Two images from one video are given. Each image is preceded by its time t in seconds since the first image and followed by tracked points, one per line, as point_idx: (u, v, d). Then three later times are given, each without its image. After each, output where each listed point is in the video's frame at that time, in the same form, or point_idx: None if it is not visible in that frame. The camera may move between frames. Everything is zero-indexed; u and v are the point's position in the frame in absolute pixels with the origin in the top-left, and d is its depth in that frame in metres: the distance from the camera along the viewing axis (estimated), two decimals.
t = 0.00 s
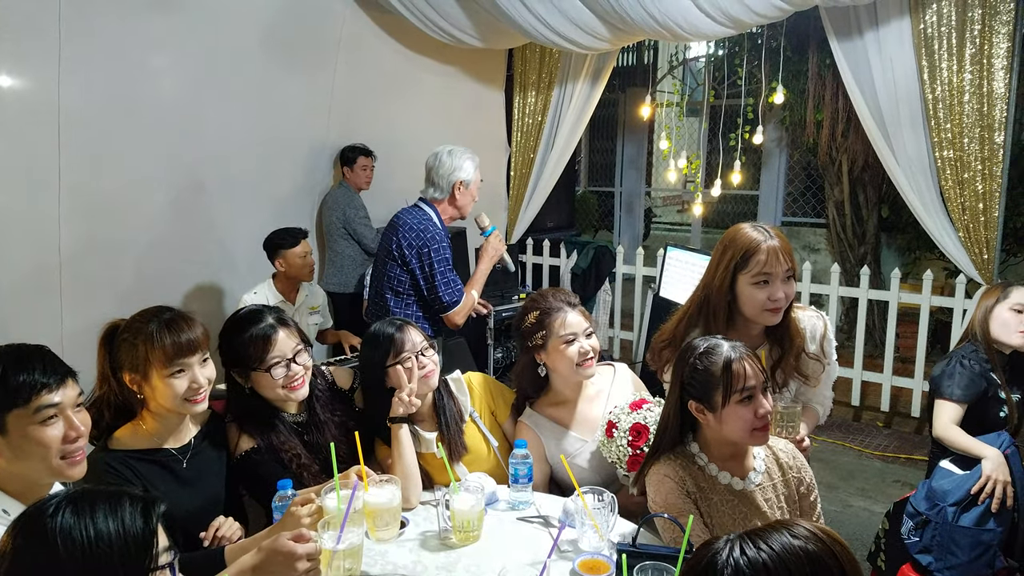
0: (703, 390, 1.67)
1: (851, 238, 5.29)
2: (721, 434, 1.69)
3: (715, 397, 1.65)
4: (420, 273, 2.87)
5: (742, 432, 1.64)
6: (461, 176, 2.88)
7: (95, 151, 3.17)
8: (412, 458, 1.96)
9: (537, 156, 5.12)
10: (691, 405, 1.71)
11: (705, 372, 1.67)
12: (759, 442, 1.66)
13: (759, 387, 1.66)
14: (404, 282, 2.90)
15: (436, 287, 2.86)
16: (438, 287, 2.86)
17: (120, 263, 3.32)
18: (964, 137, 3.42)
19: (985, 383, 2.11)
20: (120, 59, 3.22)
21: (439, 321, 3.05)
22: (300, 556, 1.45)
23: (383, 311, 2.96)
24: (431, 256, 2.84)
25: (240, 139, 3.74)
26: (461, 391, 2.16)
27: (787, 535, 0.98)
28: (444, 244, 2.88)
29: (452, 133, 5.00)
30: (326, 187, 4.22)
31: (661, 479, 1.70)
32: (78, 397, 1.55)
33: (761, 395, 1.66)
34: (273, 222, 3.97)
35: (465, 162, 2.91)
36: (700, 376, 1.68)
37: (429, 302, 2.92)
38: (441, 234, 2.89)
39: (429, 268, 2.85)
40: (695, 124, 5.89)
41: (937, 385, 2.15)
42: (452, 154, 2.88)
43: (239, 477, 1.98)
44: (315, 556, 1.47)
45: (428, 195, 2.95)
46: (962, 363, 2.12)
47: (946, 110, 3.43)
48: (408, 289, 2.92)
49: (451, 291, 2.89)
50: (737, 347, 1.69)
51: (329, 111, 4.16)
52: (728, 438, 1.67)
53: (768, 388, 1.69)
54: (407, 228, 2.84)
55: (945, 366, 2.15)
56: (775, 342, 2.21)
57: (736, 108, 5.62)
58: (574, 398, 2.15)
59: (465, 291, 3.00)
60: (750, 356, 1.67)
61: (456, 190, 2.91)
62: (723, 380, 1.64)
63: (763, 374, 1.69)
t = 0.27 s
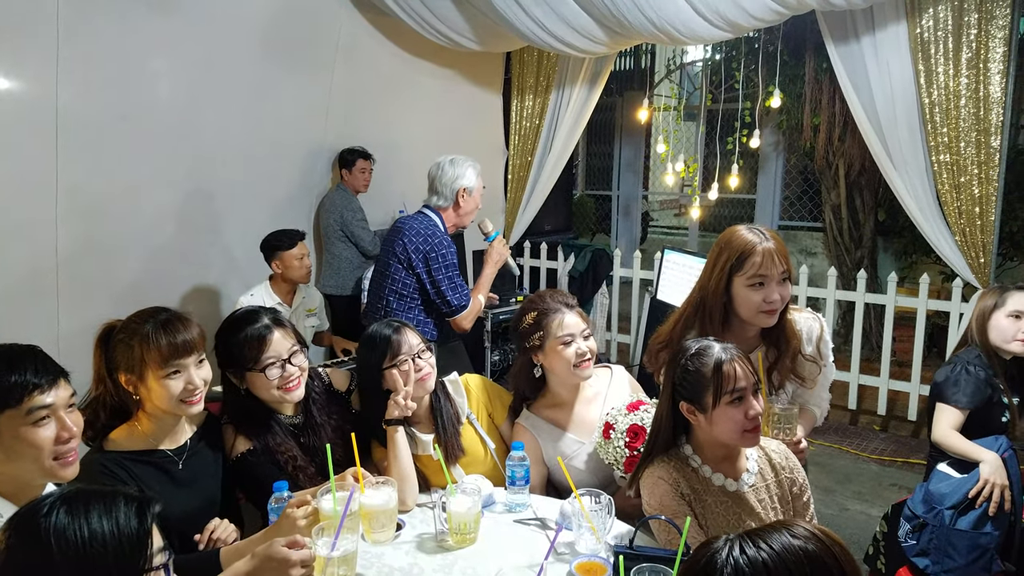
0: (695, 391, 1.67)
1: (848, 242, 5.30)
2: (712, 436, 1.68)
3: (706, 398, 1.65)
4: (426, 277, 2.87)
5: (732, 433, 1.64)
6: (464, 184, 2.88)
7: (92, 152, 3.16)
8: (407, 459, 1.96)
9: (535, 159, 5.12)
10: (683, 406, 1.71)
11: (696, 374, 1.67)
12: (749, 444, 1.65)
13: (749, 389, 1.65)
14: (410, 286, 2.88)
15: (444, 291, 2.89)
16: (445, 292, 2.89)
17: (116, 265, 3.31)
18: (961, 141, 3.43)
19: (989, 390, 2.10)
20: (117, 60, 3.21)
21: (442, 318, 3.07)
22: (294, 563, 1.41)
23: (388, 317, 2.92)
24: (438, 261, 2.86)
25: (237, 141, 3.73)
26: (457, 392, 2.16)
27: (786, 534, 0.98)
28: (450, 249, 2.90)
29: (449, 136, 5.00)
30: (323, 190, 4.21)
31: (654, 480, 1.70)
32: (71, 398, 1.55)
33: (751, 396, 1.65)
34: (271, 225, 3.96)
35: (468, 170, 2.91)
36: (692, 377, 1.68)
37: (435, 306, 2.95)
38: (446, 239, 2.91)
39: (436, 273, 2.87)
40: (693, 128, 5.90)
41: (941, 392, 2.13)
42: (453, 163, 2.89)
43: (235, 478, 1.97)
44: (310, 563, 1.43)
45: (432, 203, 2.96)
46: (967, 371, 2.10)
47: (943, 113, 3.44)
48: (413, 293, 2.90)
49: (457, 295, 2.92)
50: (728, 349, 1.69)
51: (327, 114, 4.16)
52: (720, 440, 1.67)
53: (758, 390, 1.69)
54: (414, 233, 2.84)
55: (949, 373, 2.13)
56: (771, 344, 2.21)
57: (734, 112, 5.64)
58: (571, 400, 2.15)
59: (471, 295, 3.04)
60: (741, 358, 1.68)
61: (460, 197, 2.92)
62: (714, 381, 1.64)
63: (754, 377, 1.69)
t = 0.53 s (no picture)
0: (689, 392, 1.67)
1: (844, 244, 5.31)
2: (707, 436, 1.68)
3: (701, 399, 1.65)
4: (427, 277, 2.87)
5: (727, 434, 1.64)
6: (457, 181, 2.88)
7: (88, 156, 3.16)
8: (404, 461, 1.95)
9: (531, 163, 5.12)
10: (678, 407, 1.71)
11: (691, 375, 1.67)
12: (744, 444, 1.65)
13: (744, 389, 1.65)
14: (412, 286, 2.88)
15: (446, 289, 2.89)
16: (448, 289, 2.89)
17: (112, 268, 3.30)
18: (956, 143, 3.44)
19: (985, 391, 2.11)
20: (113, 64, 3.21)
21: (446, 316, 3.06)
22: (290, 566, 1.42)
23: (393, 319, 2.91)
24: (439, 259, 2.86)
25: (233, 145, 3.73)
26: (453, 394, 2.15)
27: (783, 534, 0.98)
28: (450, 247, 2.90)
29: (446, 140, 5.01)
30: (320, 193, 4.21)
31: (649, 481, 1.70)
32: (66, 401, 1.54)
33: (746, 396, 1.65)
34: (267, 228, 3.95)
35: (459, 167, 2.91)
36: (686, 378, 1.68)
37: (438, 304, 2.94)
38: (445, 237, 2.91)
39: (438, 271, 2.87)
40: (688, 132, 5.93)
41: (937, 392, 2.14)
42: (444, 161, 2.89)
43: (231, 482, 1.96)
44: (305, 567, 1.45)
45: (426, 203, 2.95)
46: (963, 371, 2.11)
47: (938, 116, 3.45)
48: (415, 293, 2.89)
49: (460, 292, 2.92)
50: (722, 349, 1.69)
51: (323, 117, 4.16)
52: (714, 441, 1.67)
53: (752, 390, 1.69)
54: (412, 233, 2.83)
55: (946, 372, 2.14)
56: (768, 345, 2.21)
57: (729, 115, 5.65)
58: (568, 402, 2.15)
59: (473, 292, 3.03)
60: (735, 359, 1.68)
61: (454, 194, 2.91)
62: (708, 381, 1.64)
63: (749, 377, 1.69)
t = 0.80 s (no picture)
0: (683, 392, 1.67)
1: (842, 244, 5.31)
2: (702, 435, 1.68)
3: (695, 399, 1.64)
4: (428, 275, 2.86)
5: (722, 432, 1.63)
6: (450, 175, 2.86)
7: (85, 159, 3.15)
8: (402, 461, 1.95)
9: (528, 164, 5.12)
10: (672, 407, 1.70)
11: (684, 375, 1.66)
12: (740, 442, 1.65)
13: (738, 387, 1.64)
14: (413, 285, 2.87)
15: (447, 286, 2.88)
16: (449, 286, 2.88)
17: (109, 272, 3.29)
18: (954, 142, 3.45)
19: (987, 391, 2.11)
20: (110, 67, 3.20)
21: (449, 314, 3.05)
22: (289, 567, 1.42)
23: (397, 320, 2.90)
24: (438, 256, 2.85)
25: (231, 148, 3.72)
26: (452, 396, 2.15)
27: (779, 532, 0.97)
28: (448, 243, 2.89)
29: (444, 142, 5.01)
30: (317, 196, 4.20)
31: (643, 474, 1.70)
32: (63, 404, 1.53)
33: (740, 395, 1.64)
34: (265, 231, 3.95)
35: (452, 162, 2.90)
36: (679, 378, 1.67)
37: (440, 302, 2.93)
38: (443, 234, 2.89)
39: (438, 268, 2.86)
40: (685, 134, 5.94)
41: (938, 391, 2.14)
42: (436, 157, 2.87)
43: (229, 484, 1.95)
44: (304, 567, 1.44)
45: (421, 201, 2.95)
46: (965, 369, 2.11)
47: (935, 114, 3.46)
48: (417, 293, 2.89)
49: (461, 288, 2.91)
50: (715, 348, 1.68)
51: (320, 120, 4.16)
52: (710, 440, 1.66)
53: (746, 388, 1.68)
54: (410, 233, 2.82)
55: (947, 370, 2.14)
56: (768, 344, 2.20)
57: (726, 116, 5.66)
58: (568, 403, 2.14)
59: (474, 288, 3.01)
60: (728, 357, 1.67)
61: (448, 189, 2.90)
62: (701, 381, 1.63)
63: (742, 375, 1.69)
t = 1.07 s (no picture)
0: (675, 399, 1.66)
1: (843, 244, 5.30)
2: (697, 439, 1.67)
3: (687, 405, 1.64)
4: (430, 276, 2.86)
5: (716, 436, 1.63)
6: (450, 175, 2.86)
7: (87, 161, 3.15)
8: (402, 462, 1.94)
9: (529, 166, 5.11)
10: (665, 414, 1.69)
11: (674, 383, 1.66)
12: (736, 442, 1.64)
13: (728, 390, 1.64)
14: (416, 287, 2.87)
15: (449, 286, 2.88)
16: (451, 286, 2.88)
17: (111, 274, 3.28)
18: (955, 141, 3.44)
19: (996, 393, 2.09)
20: (111, 69, 3.20)
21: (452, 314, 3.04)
22: (290, 567, 1.41)
23: (399, 321, 2.90)
24: (439, 256, 2.84)
25: (232, 150, 3.72)
26: (452, 397, 2.14)
27: (778, 530, 0.97)
28: (449, 242, 2.88)
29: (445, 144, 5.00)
30: (318, 199, 4.20)
31: (642, 478, 1.69)
32: (65, 405, 1.53)
33: (731, 397, 1.64)
34: (267, 233, 3.94)
35: (451, 161, 2.89)
36: (670, 386, 1.66)
37: (443, 302, 2.93)
38: (443, 234, 2.89)
39: (440, 268, 2.86)
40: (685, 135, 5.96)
41: (947, 392, 2.13)
42: (436, 156, 2.87)
43: (230, 486, 1.95)
44: (306, 567, 1.44)
45: (421, 200, 2.94)
46: (974, 372, 2.10)
47: (937, 113, 3.45)
48: (420, 294, 2.89)
49: (463, 287, 2.91)
50: (702, 352, 1.67)
51: (321, 122, 4.15)
52: (705, 443, 1.65)
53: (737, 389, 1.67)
54: (410, 234, 2.82)
55: (957, 373, 2.13)
56: (770, 343, 2.20)
57: (727, 117, 5.66)
58: (569, 403, 2.13)
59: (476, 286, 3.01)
60: (717, 360, 1.66)
61: (448, 188, 2.89)
62: (692, 388, 1.63)
63: (732, 376, 1.68)
